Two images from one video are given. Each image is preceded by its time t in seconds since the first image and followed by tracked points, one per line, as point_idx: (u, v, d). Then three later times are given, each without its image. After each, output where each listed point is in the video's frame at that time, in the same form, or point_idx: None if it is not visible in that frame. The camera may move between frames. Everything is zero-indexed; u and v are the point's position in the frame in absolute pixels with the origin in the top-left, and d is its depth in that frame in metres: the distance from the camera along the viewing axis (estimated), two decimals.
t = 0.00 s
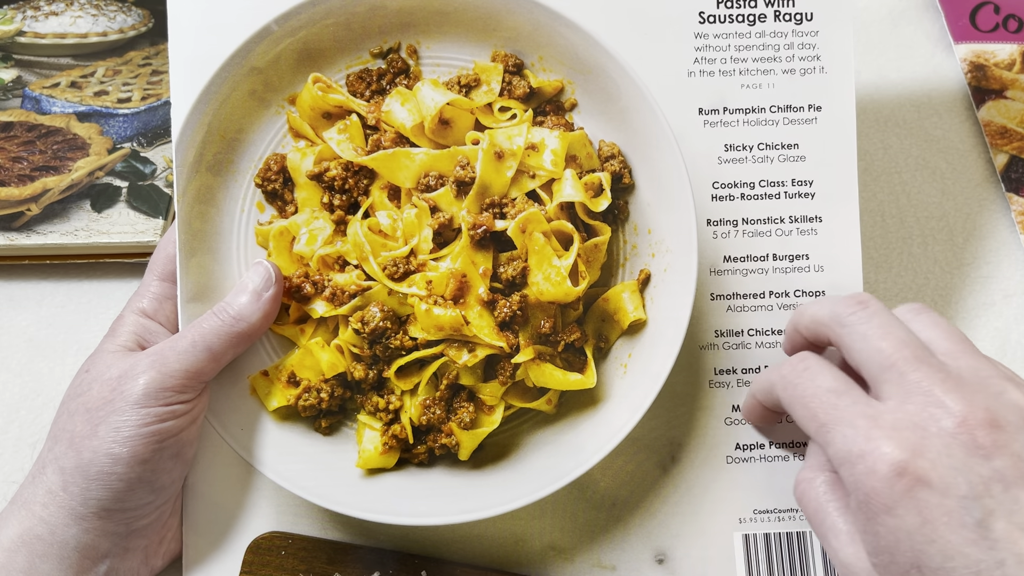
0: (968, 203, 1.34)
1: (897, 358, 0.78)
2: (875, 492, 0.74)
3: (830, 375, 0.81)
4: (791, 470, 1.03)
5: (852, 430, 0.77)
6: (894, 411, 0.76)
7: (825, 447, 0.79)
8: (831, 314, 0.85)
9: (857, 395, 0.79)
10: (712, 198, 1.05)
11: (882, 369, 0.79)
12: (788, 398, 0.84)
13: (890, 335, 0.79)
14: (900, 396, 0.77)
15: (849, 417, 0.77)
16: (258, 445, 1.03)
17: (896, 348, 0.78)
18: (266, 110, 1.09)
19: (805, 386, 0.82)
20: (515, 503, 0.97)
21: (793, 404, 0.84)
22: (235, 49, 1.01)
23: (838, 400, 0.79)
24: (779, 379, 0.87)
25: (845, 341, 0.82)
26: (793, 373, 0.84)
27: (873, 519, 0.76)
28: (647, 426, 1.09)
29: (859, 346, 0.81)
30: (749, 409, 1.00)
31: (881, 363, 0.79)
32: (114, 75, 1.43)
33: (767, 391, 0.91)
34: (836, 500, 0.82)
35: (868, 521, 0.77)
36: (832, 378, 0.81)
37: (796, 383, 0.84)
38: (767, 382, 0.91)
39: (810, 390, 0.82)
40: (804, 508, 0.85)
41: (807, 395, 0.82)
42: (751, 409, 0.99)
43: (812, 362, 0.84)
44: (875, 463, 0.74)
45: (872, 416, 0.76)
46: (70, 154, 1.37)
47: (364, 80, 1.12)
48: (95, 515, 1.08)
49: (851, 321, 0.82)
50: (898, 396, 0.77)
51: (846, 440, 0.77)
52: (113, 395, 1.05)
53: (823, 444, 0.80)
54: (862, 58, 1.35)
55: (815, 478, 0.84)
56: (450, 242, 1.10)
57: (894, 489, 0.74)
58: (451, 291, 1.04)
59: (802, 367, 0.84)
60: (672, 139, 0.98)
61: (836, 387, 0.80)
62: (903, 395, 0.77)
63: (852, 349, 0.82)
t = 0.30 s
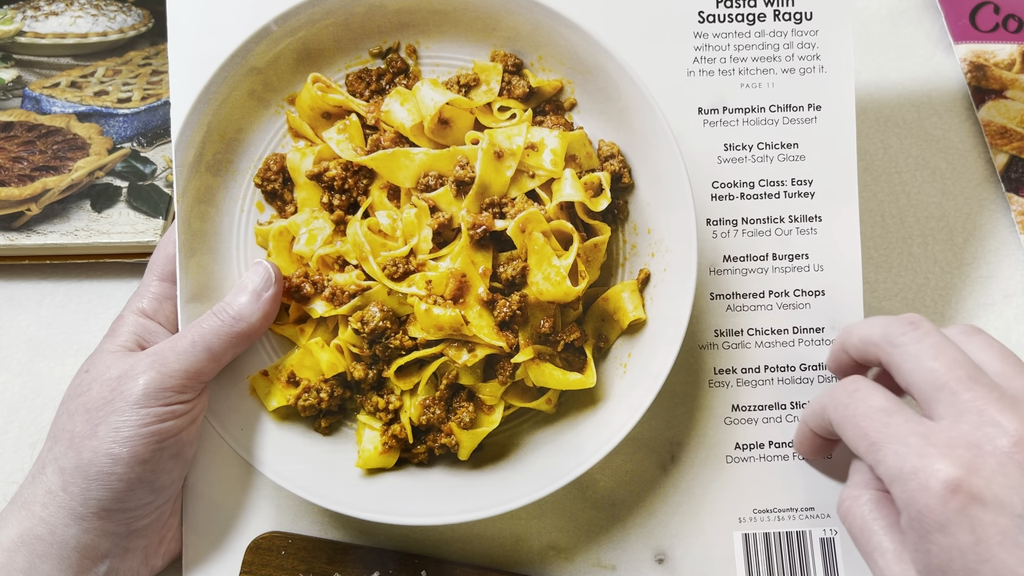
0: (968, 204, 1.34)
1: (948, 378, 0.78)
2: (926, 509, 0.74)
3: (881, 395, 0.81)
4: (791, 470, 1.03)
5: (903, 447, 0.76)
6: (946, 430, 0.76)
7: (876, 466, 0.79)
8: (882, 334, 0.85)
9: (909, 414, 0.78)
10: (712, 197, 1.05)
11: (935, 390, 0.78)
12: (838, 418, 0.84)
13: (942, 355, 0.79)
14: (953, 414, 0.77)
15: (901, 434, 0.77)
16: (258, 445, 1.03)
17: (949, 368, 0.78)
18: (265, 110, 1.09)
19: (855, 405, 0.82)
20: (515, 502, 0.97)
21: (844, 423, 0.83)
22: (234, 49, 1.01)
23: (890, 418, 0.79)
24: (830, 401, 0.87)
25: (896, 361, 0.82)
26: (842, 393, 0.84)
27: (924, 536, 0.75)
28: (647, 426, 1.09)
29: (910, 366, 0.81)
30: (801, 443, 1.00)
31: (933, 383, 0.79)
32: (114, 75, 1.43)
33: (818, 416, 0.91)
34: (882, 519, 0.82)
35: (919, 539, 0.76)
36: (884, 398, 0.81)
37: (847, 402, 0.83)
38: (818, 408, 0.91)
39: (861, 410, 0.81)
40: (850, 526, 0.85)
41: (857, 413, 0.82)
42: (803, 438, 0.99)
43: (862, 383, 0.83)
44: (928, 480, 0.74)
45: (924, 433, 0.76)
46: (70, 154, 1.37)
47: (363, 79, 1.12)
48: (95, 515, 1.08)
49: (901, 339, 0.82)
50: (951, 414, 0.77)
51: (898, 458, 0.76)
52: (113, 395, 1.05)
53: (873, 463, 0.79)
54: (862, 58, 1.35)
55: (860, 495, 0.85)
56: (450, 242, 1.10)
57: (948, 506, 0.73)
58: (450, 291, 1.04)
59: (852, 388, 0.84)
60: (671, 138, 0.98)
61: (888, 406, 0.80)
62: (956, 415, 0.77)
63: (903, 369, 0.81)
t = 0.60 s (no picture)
0: (968, 203, 1.34)
1: (1002, 409, 0.78)
2: (988, 537, 0.72)
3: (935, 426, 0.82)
4: (791, 470, 1.03)
5: (961, 475, 0.76)
6: (1005, 458, 0.74)
7: (933, 496, 0.79)
8: (930, 377, 0.86)
9: (966, 445, 0.79)
10: (712, 196, 1.04)
11: (990, 421, 0.78)
12: (892, 451, 0.87)
13: (992, 389, 0.79)
14: (1010, 441, 0.75)
15: (957, 464, 0.77)
16: (258, 445, 1.03)
17: (1001, 399, 0.78)
18: (264, 110, 1.09)
19: (908, 438, 0.84)
20: (515, 502, 0.97)
21: (898, 457, 0.86)
22: (233, 49, 1.01)
23: (946, 448, 0.80)
24: (882, 437, 0.89)
25: (946, 400, 0.83)
26: (895, 428, 0.87)
27: (986, 566, 0.73)
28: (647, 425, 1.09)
29: (961, 403, 0.81)
30: (845, 477, 1.02)
31: (985, 416, 0.79)
32: (114, 75, 1.43)
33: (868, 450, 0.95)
34: (934, 548, 0.83)
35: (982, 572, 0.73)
36: (936, 429, 0.82)
37: (899, 437, 0.86)
38: (869, 442, 0.94)
39: (914, 441, 0.83)
40: (901, 555, 0.87)
41: (911, 446, 0.83)
42: (849, 475, 1.01)
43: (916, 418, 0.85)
44: (988, 507, 0.72)
45: (981, 461, 0.75)
46: (70, 154, 1.38)
47: (362, 79, 1.11)
48: (95, 515, 1.08)
49: (950, 376, 0.83)
50: (1010, 441, 0.75)
51: (956, 486, 0.76)
52: (112, 396, 1.05)
53: (932, 494, 0.79)
54: (862, 58, 1.35)
55: (911, 523, 0.87)
56: (449, 242, 1.10)
57: (1010, 534, 0.70)
58: (450, 291, 1.04)
59: (904, 422, 0.86)
60: (671, 138, 0.98)
61: (941, 437, 0.81)
62: (1013, 442, 0.75)
63: (954, 405, 0.82)
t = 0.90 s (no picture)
0: (968, 204, 1.34)
1: None
2: None
3: (965, 498, 0.66)
4: (791, 470, 1.03)
5: (1001, 554, 0.61)
6: None
7: None
8: (958, 448, 0.70)
9: (1005, 521, 0.63)
10: (712, 196, 1.04)
11: None
12: (921, 527, 0.69)
13: None
14: None
15: (997, 541, 0.62)
16: (258, 445, 1.03)
17: None
18: (264, 110, 1.09)
19: (938, 512, 0.67)
20: (515, 502, 0.97)
21: (930, 535, 0.68)
22: (232, 49, 1.01)
23: (981, 524, 0.64)
24: (908, 509, 0.72)
25: (978, 475, 0.67)
26: (921, 499, 0.69)
27: None
28: (646, 425, 1.09)
29: (994, 477, 0.66)
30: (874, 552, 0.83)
31: None
32: (114, 75, 1.43)
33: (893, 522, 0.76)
34: None
35: None
36: (970, 502, 0.66)
37: (928, 510, 0.68)
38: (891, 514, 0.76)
39: (945, 518, 0.66)
40: None
41: (943, 522, 0.66)
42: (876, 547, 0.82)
43: (945, 488, 0.68)
44: None
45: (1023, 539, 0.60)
46: (70, 154, 1.38)
47: (362, 79, 1.11)
48: (95, 515, 1.08)
49: (981, 447, 0.68)
50: None
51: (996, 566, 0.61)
52: (112, 396, 1.05)
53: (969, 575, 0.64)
54: (862, 57, 1.34)
55: None
56: (449, 242, 1.10)
57: None
58: (449, 291, 1.04)
59: (933, 494, 0.69)
60: (671, 138, 0.98)
61: (977, 512, 0.65)
62: None
63: (986, 478, 0.66)
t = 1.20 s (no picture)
0: (968, 203, 1.34)
1: None
2: None
3: (966, 542, 0.68)
4: (790, 470, 1.03)
5: None
6: None
7: None
8: (957, 484, 0.73)
9: (1004, 564, 0.64)
10: (712, 196, 1.04)
11: None
12: (921, 569, 0.71)
13: None
14: None
15: None
16: (258, 445, 1.03)
17: None
18: (264, 110, 1.09)
19: (939, 555, 0.69)
20: (515, 503, 0.97)
21: None
22: (232, 50, 1.01)
23: (982, 567, 0.65)
24: (906, 550, 0.74)
25: (977, 513, 0.70)
26: (920, 540, 0.72)
27: None
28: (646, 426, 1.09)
29: (994, 516, 0.68)
30: None
31: None
32: (114, 75, 1.43)
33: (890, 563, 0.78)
34: None
35: None
36: (972, 544, 0.68)
37: (928, 553, 0.70)
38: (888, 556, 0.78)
39: (945, 560, 0.68)
40: None
41: (943, 565, 0.68)
42: None
43: (943, 529, 0.71)
44: None
45: None
46: (70, 154, 1.38)
47: (362, 79, 1.11)
48: (94, 515, 1.08)
49: (981, 485, 0.70)
50: None
51: None
52: (112, 396, 1.05)
53: None
54: (862, 57, 1.34)
55: None
56: (448, 241, 1.10)
57: None
58: (449, 291, 1.04)
59: (932, 535, 0.71)
60: (671, 138, 0.98)
61: (977, 555, 0.66)
62: None
63: (987, 517, 0.68)
